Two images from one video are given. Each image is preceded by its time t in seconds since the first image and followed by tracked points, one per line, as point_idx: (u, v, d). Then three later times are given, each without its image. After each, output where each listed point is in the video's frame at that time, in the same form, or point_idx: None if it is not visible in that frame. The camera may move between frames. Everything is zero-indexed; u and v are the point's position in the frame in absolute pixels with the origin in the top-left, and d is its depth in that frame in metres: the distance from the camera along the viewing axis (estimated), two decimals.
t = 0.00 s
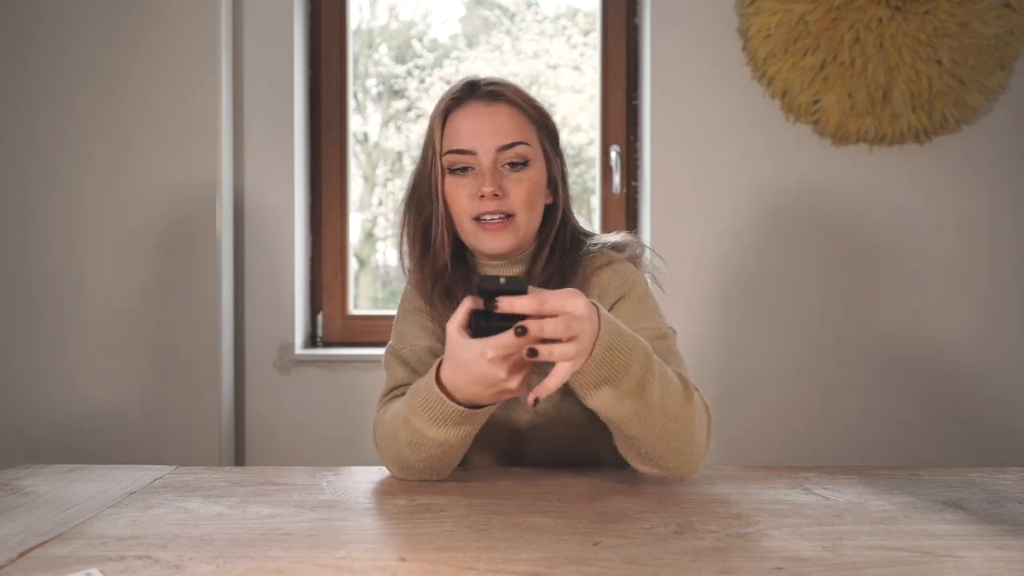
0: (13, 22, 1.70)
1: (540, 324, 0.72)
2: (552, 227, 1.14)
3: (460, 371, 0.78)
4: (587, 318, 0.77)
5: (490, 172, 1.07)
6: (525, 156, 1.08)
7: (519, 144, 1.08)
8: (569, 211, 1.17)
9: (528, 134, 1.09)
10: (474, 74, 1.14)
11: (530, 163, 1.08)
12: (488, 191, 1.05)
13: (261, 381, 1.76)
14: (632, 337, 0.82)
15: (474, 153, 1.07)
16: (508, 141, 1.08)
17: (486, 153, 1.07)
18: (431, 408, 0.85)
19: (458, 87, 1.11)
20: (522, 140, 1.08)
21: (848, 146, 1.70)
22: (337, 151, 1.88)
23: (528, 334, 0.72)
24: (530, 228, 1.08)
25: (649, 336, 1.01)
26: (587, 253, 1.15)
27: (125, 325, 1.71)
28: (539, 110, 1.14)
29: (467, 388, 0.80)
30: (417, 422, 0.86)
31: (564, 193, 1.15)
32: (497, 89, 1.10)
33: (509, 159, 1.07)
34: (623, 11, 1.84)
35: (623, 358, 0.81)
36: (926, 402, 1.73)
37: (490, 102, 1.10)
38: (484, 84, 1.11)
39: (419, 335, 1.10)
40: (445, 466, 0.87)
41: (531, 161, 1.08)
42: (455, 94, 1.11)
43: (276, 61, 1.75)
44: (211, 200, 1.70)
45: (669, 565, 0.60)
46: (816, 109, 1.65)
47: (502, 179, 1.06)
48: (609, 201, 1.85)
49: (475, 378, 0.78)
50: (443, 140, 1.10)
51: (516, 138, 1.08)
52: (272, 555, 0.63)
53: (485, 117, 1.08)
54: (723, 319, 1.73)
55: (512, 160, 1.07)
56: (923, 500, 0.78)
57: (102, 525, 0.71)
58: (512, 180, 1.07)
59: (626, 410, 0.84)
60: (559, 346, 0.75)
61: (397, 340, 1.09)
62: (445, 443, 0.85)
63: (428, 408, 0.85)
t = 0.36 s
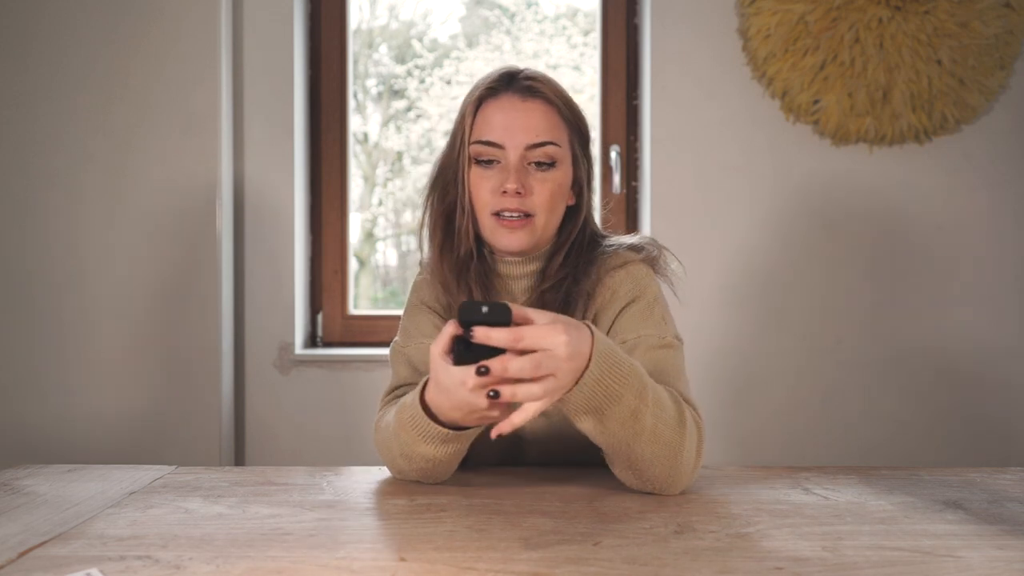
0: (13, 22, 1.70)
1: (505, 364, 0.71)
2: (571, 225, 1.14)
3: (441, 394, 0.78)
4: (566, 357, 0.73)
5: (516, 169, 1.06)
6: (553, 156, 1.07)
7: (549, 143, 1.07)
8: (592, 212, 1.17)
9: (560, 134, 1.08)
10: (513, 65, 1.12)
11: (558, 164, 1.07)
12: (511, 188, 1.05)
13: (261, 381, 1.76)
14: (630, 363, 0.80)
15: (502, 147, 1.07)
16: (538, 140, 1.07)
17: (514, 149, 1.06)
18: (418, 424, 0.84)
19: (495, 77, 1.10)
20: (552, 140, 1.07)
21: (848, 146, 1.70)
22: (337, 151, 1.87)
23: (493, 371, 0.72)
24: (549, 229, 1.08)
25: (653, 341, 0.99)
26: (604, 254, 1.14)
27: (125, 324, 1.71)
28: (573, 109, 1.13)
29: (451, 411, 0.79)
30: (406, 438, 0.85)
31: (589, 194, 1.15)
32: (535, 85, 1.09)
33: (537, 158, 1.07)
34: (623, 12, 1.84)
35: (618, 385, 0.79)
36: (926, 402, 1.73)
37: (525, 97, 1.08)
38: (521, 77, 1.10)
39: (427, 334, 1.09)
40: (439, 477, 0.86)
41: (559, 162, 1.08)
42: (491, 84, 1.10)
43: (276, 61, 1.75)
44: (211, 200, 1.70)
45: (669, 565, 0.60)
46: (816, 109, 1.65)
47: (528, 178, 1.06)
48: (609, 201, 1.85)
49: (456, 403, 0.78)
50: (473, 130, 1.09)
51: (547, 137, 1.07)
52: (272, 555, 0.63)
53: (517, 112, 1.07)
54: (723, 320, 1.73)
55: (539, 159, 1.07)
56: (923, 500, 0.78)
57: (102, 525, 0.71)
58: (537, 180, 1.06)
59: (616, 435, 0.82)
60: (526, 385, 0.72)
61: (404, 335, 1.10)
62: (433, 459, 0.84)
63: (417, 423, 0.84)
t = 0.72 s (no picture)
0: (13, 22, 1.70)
1: (484, 375, 0.72)
2: (575, 222, 1.15)
3: (437, 402, 0.78)
4: (552, 376, 0.73)
5: (522, 168, 1.06)
6: (560, 156, 1.07)
7: (557, 144, 1.07)
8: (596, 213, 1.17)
9: (568, 134, 1.08)
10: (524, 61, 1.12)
11: (564, 165, 1.07)
12: (516, 187, 1.05)
13: (261, 381, 1.76)
14: (631, 381, 0.80)
15: (509, 145, 1.06)
16: (546, 139, 1.06)
17: (521, 147, 1.06)
18: (413, 429, 0.83)
19: (505, 73, 1.10)
20: (560, 139, 1.07)
21: (848, 146, 1.70)
22: (337, 151, 1.87)
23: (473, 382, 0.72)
24: (552, 230, 1.08)
25: (654, 340, 0.99)
26: (606, 249, 1.14)
27: (125, 324, 1.71)
28: (581, 108, 1.13)
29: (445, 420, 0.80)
30: (403, 442, 0.85)
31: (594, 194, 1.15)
32: (545, 83, 1.09)
33: (543, 157, 1.07)
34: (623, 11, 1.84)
35: (619, 403, 0.79)
36: (926, 402, 1.73)
37: (535, 95, 1.08)
38: (532, 75, 1.10)
39: (429, 333, 1.09)
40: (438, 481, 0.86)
41: (565, 163, 1.07)
42: (501, 80, 1.10)
43: (276, 62, 1.75)
44: (211, 200, 1.70)
45: (669, 565, 0.60)
46: (816, 109, 1.65)
47: (533, 177, 1.06)
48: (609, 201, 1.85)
49: (450, 412, 0.78)
50: (480, 126, 1.09)
51: (555, 137, 1.07)
52: (272, 555, 0.63)
53: (526, 110, 1.07)
54: (724, 320, 1.73)
55: (546, 158, 1.06)
56: (923, 500, 0.78)
57: (102, 525, 0.71)
58: (543, 180, 1.06)
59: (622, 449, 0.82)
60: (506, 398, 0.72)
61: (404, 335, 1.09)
62: (430, 463, 0.83)
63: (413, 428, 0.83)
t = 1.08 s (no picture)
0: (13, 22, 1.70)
1: (482, 390, 0.73)
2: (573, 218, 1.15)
3: (430, 407, 0.79)
4: (550, 390, 0.73)
5: (537, 167, 1.05)
6: (571, 156, 1.08)
7: (569, 143, 1.07)
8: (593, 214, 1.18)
9: (578, 134, 1.09)
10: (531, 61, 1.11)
11: (575, 164, 1.08)
12: (533, 186, 1.04)
13: (261, 381, 1.76)
14: (631, 389, 0.80)
15: (524, 144, 1.06)
16: (559, 139, 1.06)
17: (536, 146, 1.06)
18: (410, 429, 0.83)
19: (515, 73, 1.09)
20: (572, 139, 1.07)
21: (848, 146, 1.70)
22: (337, 151, 1.87)
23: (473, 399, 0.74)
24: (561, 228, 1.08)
25: (652, 340, 0.99)
26: (604, 246, 1.15)
27: (125, 324, 1.71)
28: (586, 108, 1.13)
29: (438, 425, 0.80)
30: (399, 444, 0.85)
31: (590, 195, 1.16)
32: (556, 83, 1.09)
33: (556, 157, 1.07)
34: (623, 11, 1.84)
35: (618, 411, 0.79)
36: (926, 402, 1.73)
37: (547, 95, 1.08)
38: (542, 75, 1.09)
39: (427, 334, 1.09)
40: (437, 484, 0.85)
41: (576, 162, 1.08)
42: (511, 80, 1.09)
43: (276, 62, 1.75)
44: (211, 201, 1.70)
45: (669, 565, 0.60)
46: (816, 109, 1.65)
47: (549, 176, 1.05)
48: (610, 201, 1.85)
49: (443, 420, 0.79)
50: (492, 124, 1.08)
51: (567, 136, 1.07)
52: (272, 555, 0.63)
53: (539, 110, 1.07)
54: (723, 320, 1.73)
55: (558, 157, 1.07)
56: (923, 500, 0.78)
57: (101, 525, 0.71)
58: (557, 179, 1.06)
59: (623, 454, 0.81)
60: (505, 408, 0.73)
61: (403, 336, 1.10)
62: (426, 464, 0.83)
63: (409, 430, 0.83)
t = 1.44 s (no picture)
0: (12, 22, 1.70)
1: (510, 324, 0.70)
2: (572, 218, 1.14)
3: (443, 366, 0.78)
4: (572, 323, 0.74)
5: (543, 166, 1.05)
6: (573, 154, 1.08)
7: (572, 142, 1.07)
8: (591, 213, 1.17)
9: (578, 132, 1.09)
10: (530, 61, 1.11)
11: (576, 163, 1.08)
12: (541, 184, 1.04)
13: (261, 381, 1.76)
14: (642, 368, 0.82)
15: (529, 144, 1.06)
16: (563, 138, 1.06)
17: (541, 146, 1.06)
18: (417, 403, 0.85)
19: (515, 73, 1.08)
20: (573, 138, 1.08)
21: (848, 146, 1.70)
22: (337, 151, 1.87)
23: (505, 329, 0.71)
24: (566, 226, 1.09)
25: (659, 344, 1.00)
26: (606, 249, 1.15)
27: (125, 324, 1.71)
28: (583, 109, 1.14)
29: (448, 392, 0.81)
30: (404, 421, 0.87)
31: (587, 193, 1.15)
32: (557, 83, 1.08)
33: (559, 155, 1.07)
34: (623, 12, 1.84)
35: (627, 387, 0.81)
36: (926, 402, 1.73)
37: (547, 95, 1.08)
38: (540, 75, 1.09)
39: (425, 336, 1.09)
40: (446, 462, 0.87)
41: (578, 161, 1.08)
42: (512, 81, 1.08)
43: (276, 62, 1.75)
44: (211, 201, 1.70)
45: (669, 565, 0.60)
46: (816, 109, 1.65)
47: (555, 175, 1.05)
48: (610, 201, 1.85)
49: (456, 377, 0.77)
50: (494, 126, 1.07)
51: (569, 134, 1.07)
52: (272, 555, 0.63)
53: (543, 109, 1.06)
54: (723, 320, 1.72)
55: (561, 156, 1.07)
56: (924, 500, 0.78)
57: (101, 525, 0.71)
58: (562, 177, 1.06)
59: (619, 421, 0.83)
60: (533, 342, 0.71)
61: (404, 336, 1.10)
62: (427, 441, 0.85)
63: (411, 407, 0.86)
